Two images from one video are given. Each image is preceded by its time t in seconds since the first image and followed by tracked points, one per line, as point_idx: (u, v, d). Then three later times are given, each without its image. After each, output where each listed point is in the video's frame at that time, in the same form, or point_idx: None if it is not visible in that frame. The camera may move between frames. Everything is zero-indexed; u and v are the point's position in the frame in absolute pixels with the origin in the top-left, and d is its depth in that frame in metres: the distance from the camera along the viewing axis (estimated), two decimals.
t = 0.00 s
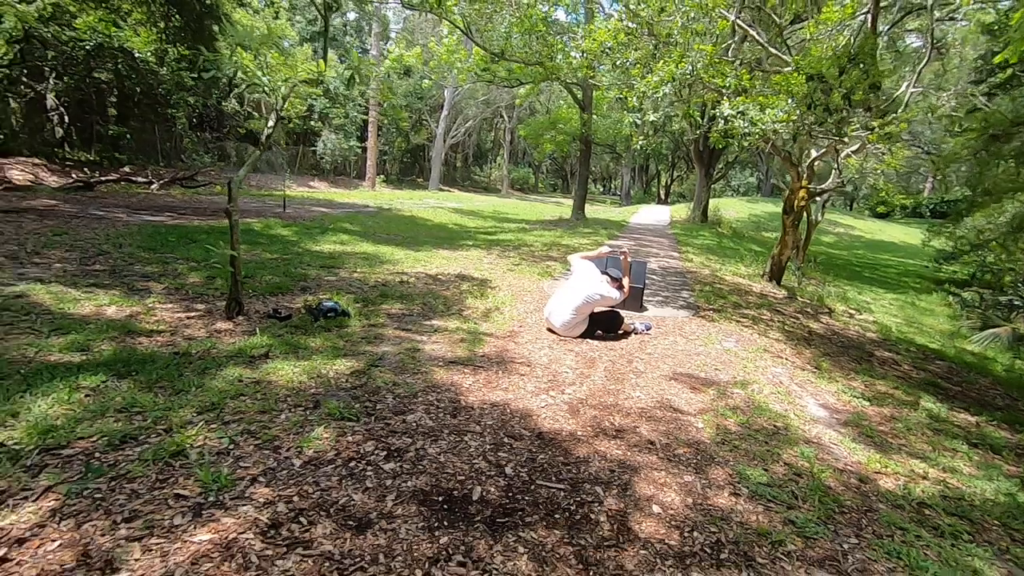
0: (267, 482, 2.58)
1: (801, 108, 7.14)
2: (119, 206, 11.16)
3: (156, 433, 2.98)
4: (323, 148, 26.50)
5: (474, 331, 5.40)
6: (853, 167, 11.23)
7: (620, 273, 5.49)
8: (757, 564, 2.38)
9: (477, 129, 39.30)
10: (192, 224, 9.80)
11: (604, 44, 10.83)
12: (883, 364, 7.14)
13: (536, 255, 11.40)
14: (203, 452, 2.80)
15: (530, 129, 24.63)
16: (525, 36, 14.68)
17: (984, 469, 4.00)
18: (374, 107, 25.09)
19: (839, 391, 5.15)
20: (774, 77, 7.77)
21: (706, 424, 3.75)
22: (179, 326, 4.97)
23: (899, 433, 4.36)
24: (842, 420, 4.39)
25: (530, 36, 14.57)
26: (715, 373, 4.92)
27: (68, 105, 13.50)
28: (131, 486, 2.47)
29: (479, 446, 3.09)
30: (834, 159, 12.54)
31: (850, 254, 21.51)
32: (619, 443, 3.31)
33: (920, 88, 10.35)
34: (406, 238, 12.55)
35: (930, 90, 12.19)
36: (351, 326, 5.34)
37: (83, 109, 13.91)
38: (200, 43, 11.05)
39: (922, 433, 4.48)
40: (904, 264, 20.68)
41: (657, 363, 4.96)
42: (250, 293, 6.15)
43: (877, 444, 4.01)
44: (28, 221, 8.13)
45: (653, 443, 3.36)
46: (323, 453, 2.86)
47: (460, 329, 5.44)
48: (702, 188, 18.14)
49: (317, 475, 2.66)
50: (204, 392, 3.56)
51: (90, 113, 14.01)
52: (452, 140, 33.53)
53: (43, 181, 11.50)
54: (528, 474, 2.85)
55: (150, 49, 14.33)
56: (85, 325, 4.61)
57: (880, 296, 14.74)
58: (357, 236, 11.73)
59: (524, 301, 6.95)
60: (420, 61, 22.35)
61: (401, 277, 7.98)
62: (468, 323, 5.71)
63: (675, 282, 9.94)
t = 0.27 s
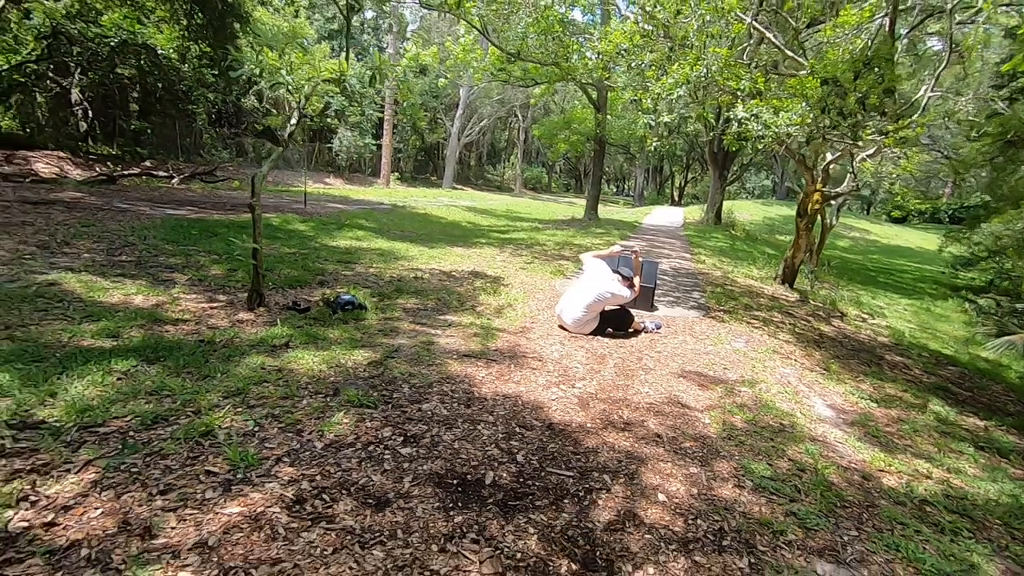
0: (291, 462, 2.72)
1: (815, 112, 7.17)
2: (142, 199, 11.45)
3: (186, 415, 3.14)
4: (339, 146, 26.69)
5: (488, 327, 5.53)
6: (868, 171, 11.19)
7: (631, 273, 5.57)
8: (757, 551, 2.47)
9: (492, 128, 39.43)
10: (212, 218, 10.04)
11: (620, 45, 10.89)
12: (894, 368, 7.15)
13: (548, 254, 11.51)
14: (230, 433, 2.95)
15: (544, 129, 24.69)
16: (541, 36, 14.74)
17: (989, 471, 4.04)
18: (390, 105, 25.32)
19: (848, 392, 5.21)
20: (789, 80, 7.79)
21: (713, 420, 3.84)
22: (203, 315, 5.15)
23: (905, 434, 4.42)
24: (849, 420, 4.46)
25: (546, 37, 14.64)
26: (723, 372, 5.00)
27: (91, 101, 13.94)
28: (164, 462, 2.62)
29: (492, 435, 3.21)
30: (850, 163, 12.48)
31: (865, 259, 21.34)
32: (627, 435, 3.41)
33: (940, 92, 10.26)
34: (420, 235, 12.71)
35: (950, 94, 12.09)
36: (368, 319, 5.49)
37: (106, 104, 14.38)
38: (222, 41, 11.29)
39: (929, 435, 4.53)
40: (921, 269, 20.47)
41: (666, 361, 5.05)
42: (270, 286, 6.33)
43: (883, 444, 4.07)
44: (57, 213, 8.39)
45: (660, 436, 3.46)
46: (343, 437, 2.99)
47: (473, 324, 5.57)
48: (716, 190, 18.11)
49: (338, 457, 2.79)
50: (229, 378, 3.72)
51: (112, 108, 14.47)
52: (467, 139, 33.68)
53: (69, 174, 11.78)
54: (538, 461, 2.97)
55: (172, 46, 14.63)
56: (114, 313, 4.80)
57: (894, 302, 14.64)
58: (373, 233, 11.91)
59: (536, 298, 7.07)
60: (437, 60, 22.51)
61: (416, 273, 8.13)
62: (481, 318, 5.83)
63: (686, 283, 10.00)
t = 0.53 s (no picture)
0: (302, 452, 2.78)
1: (822, 114, 7.17)
2: (153, 196, 11.58)
3: (199, 406, 3.21)
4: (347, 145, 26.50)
5: (494, 324, 5.59)
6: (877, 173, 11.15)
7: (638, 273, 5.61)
8: (758, 545, 2.52)
9: (499, 127, 39.49)
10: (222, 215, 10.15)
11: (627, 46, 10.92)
12: (899, 369, 7.16)
13: (554, 253, 11.55)
14: (243, 424, 3.02)
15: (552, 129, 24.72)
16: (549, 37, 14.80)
17: (992, 471, 4.06)
18: (398, 104, 25.42)
19: (852, 393, 5.23)
20: (796, 81, 7.80)
21: (716, 417, 3.88)
22: (215, 310, 5.24)
23: (908, 435, 4.43)
24: (852, 420, 4.49)
25: (553, 38, 14.68)
26: (728, 371, 5.04)
27: (103, 98, 13.94)
28: (179, 451, 2.69)
29: (498, 429, 3.27)
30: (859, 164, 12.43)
31: (873, 261, 21.25)
32: (631, 432, 3.46)
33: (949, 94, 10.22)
34: (427, 234, 12.78)
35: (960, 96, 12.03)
36: (376, 316, 5.56)
37: (117, 101, 14.34)
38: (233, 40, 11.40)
39: (932, 435, 4.55)
40: (929, 272, 20.37)
41: (671, 360, 5.09)
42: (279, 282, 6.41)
43: (885, 443, 4.10)
44: (70, 208, 8.52)
45: (664, 433, 3.50)
46: (352, 429, 3.06)
47: (480, 321, 5.63)
48: (723, 191, 18.09)
49: (347, 449, 2.86)
50: (241, 371, 3.80)
51: (124, 105, 14.44)
52: (474, 138, 33.75)
53: (81, 170, 11.93)
54: (543, 455, 3.02)
55: (183, 44, 14.76)
56: (128, 307, 4.89)
57: (902, 304, 14.59)
58: (380, 231, 11.99)
59: (542, 297, 7.12)
60: (445, 60, 22.60)
61: (423, 270, 8.20)
62: (487, 316, 5.89)
63: (692, 283, 10.02)
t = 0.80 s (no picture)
0: (324, 434, 2.91)
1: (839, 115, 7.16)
2: (176, 190, 11.86)
3: (226, 389, 3.36)
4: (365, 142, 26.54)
5: (508, 319, 5.69)
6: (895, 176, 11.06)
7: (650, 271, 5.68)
8: (763, 532, 2.59)
9: (514, 127, 39.58)
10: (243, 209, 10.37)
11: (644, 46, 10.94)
12: (913, 372, 7.13)
13: (568, 252, 11.63)
14: (268, 406, 3.16)
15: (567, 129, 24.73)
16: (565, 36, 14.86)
17: (1002, 473, 4.08)
18: (415, 102, 25.60)
19: (863, 393, 5.25)
20: (813, 82, 7.79)
21: (726, 412, 3.94)
22: (238, 300, 5.41)
23: (918, 435, 4.46)
24: (862, 419, 4.52)
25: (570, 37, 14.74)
26: (738, 369, 5.09)
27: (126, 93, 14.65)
28: (209, 430, 2.83)
29: (512, 417, 3.38)
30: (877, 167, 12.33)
31: (890, 266, 21.01)
32: (641, 423, 3.54)
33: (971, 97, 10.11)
34: (442, 231, 12.91)
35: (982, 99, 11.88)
36: (393, 308, 5.69)
37: (140, 97, 15.00)
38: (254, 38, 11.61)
39: (943, 437, 4.56)
40: (948, 277, 20.10)
41: (682, 357, 5.15)
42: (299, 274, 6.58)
43: (894, 442, 4.13)
44: (98, 200, 8.78)
45: (673, 425, 3.58)
46: (371, 414, 3.18)
47: (494, 316, 5.73)
48: (739, 193, 17.99)
49: (367, 431, 2.98)
50: (264, 357, 3.94)
51: (146, 101, 15.09)
52: (489, 137, 33.87)
53: (106, 164, 12.23)
54: (556, 443, 3.12)
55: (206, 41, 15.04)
56: (155, 296, 5.06)
57: (919, 309, 14.44)
58: (396, 227, 12.14)
59: (556, 293, 7.21)
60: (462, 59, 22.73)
61: (439, 266, 8.33)
62: (502, 311, 5.99)
63: (705, 283, 10.04)
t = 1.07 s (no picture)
0: (346, 416, 3.03)
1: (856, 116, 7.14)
2: (198, 184, 12.12)
3: (251, 373, 3.49)
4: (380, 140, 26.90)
5: (522, 313, 5.78)
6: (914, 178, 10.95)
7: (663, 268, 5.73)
8: (770, 520, 2.66)
9: (530, 126, 39.62)
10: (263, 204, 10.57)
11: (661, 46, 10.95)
12: (928, 375, 7.10)
13: (581, 250, 11.68)
14: (292, 390, 3.29)
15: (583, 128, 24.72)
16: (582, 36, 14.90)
17: (1014, 473, 4.08)
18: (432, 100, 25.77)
19: (875, 393, 5.26)
20: (830, 83, 7.78)
21: (736, 407, 4.00)
22: (259, 290, 5.56)
23: (930, 434, 4.47)
24: (873, 418, 4.54)
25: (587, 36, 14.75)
26: (750, 366, 5.13)
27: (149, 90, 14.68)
28: (236, 409, 2.96)
29: (525, 406, 3.47)
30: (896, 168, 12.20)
31: (909, 270, 20.75)
32: (652, 415, 3.62)
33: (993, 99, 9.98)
34: (457, 228, 13.03)
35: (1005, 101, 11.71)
36: (410, 301, 5.81)
37: (163, 93, 15.02)
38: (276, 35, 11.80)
39: (955, 437, 4.57)
40: (968, 282, 19.80)
41: (694, 353, 5.21)
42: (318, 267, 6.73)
43: (905, 440, 4.15)
44: (124, 193, 9.02)
45: (683, 418, 3.65)
46: (390, 399, 3.30)
47: (508, 310, 5.83)
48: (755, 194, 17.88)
49: (386, 415, 3.09)
50: (286, 344, 4.08)
51: (169, 97, 15.13)
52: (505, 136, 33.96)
53: (130, 159, 12.51)
54: (568, 431, 3.21)
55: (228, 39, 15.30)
56: (181, 284, 5.23)
57: (937, 313, 14.27)
58: (412, 224, 12.28)
59: (569, 290, 7.28)
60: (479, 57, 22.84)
61: (454, 262, 8.44)
62: (516, 305, 6.09)
63: (719, 283, 10.05)
